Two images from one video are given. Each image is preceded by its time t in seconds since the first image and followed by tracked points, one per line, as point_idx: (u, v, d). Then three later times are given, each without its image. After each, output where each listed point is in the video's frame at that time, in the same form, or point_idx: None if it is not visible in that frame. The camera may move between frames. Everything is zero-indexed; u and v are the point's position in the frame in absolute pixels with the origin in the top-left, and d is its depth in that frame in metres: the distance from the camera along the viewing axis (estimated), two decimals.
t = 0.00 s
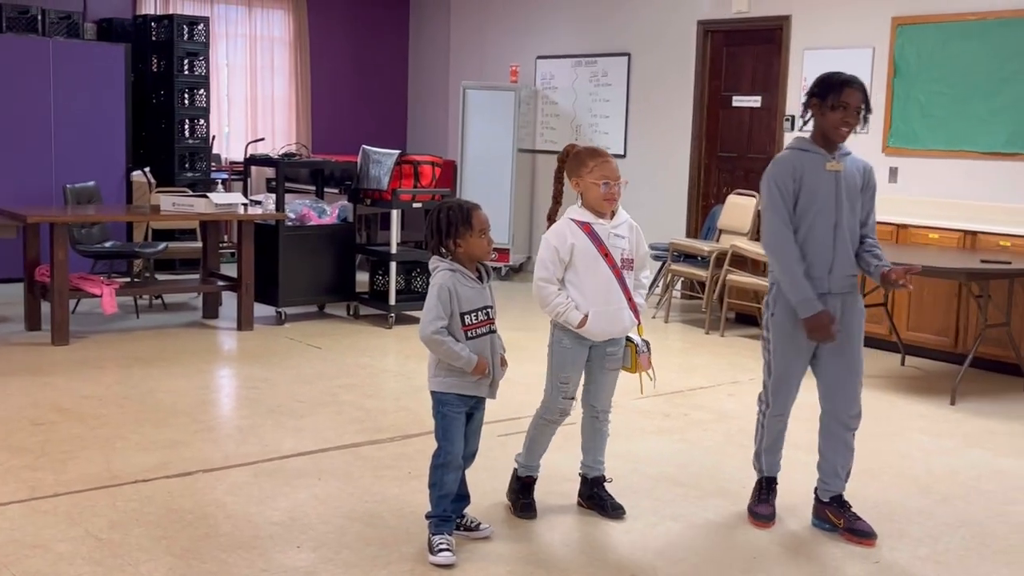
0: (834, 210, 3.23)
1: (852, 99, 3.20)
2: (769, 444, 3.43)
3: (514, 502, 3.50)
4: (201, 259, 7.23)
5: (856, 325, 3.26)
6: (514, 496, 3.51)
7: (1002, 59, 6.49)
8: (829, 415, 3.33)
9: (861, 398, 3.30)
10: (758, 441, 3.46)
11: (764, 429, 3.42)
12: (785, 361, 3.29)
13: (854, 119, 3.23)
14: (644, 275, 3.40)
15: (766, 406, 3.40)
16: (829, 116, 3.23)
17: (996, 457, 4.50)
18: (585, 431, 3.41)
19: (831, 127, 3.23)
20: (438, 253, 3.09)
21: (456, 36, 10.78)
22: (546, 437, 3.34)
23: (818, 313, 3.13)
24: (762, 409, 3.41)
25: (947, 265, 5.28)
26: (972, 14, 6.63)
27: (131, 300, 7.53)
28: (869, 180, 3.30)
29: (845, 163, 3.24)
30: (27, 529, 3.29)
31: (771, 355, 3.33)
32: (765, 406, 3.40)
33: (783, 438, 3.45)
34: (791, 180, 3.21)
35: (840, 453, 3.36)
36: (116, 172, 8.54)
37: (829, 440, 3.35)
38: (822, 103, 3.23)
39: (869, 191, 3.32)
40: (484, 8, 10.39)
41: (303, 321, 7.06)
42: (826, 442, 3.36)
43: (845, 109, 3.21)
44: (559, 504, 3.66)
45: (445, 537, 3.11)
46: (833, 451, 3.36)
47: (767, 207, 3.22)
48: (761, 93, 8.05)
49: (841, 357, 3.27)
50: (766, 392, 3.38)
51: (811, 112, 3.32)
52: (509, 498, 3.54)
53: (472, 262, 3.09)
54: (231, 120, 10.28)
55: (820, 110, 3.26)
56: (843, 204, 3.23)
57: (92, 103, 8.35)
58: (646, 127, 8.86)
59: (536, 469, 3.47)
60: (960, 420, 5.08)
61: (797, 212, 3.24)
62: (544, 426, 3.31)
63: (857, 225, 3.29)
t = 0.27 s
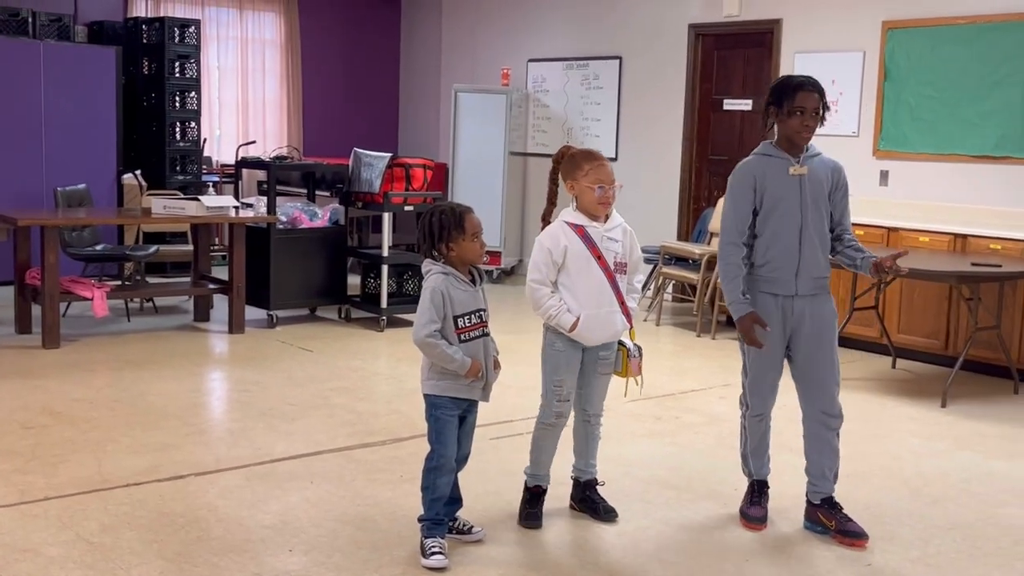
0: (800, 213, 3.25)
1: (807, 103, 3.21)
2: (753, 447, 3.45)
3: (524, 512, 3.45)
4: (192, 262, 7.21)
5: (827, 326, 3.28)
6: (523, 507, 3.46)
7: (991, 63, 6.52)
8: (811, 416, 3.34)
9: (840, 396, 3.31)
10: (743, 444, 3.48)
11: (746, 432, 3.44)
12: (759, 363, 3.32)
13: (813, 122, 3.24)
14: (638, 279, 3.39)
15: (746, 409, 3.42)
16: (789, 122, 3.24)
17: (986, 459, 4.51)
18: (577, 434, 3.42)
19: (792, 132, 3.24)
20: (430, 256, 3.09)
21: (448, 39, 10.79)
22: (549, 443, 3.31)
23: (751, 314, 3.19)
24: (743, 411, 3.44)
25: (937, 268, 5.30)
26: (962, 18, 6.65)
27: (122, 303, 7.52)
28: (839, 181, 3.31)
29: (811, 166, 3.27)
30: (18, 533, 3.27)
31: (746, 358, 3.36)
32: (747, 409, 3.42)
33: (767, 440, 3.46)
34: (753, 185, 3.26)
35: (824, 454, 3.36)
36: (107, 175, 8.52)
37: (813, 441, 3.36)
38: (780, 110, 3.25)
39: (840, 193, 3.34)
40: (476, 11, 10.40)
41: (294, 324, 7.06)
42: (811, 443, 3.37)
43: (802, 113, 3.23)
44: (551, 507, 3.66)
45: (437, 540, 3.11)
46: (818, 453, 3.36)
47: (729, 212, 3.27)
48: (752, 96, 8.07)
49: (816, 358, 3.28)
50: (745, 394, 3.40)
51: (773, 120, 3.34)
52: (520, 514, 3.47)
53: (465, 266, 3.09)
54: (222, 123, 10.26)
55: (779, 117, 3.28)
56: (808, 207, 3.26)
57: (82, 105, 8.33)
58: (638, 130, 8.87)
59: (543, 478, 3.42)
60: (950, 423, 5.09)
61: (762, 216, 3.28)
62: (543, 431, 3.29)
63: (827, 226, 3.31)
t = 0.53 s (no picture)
0: (783, 215, 3.26)
1: (781, 103, 3.22)
2: (745, 449, 3.45)
3: (517, 515, 3.45)
4: (186, 264, 7.20)
5: (814, 327, 3.28)
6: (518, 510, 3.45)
7: (985, 66, 6.54)
8: (799, 417, 3.34)
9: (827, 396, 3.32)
10: (736, 446, 3.49)
11: (737, 434, 3.44)
12: (747, 365, 3.33)
13: (790, 122, 3.24)
14: (625, 281, 3.41)
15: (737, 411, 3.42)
16: (765, 125, 3.25)
17: (980, 462, 4.52)
18: (569, 437, 3.42)
19: (770, 134, 3.24)
20: (425, 259, 3.09)
21: (442, 42, 10.79)
22: (539, 448, 3.33)
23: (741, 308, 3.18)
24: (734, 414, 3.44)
25: (931, 270, 5.32)
26: (955, 21, 6.67)
27: (116, 306, 7.51)
28: (824, 180, 3.31)
29: (793, 167, 3.27)
30: (11, 536, 3.27)
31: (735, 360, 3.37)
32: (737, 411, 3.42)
33: (760, 442, 3.46)
34: (736, 189, 3.28)
35: (814, 455, 3.36)
36: (101, 177, 8.51)
37: (802, 442, 3.36)
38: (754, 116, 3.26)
39: (826, 192, 3.33)
40: (470, 13, 10.40)
41: (289, 326, 7.05)
42: (800, 444, 3.37)
43: (779, 114, 3.22)
44: (546, 510, 3.66)
45: (431, 542, 3.10)
46: (808, 453, 3.36)
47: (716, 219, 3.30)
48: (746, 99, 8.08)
49: (803, 359, 3.29)
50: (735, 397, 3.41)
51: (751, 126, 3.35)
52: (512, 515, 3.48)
53: (460, 268, 3.09)
54: (217, 125, 10.25)
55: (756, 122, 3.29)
56: (791, 208, 3.27)
57: (77, 107, 8.32)
58: (632, 132, 8.88)
59: (536, 481, 3.42)
60: (944, 425, 5.10)
61: (747, 220, 3.29)
62: (534, 435, 3.30)
63: (813, 227, 3.30)
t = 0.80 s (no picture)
0: (780, 217, 3.26)
1: (776, 104, 3.25)
2: (743, 451, 3.45)
3: (514, 516, 3.44)
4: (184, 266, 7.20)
5: (811, 329, 3.28)
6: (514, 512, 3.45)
7: (981, 69, 6.55)
8: (797, 419, 3.35)
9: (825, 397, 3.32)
10: (734, 449, 3.48)
11: (736, 436, 3.44)
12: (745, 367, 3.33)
13: (785, 123, 3.27)
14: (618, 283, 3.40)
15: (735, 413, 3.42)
16: (761, 126, 3.28)
17: (977, 464, 4.52)
18: (564, 440, 3.42)
19: (765, 135, 3.27)
20: (423, 261, 3.09)
21: (440, 44, 10.79)
22: (532, 448, 3.33)
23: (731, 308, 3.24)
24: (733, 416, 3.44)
25: (928, 272, 5.32)
26: (953, 23, 6.68)
27: (114, 307, 7.50)
28: (820, 182, 3.31)
29: (789, 170, 3.27)
30: (8, 539, 3.26)
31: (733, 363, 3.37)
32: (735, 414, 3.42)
33: (757, 445, 3.46)
34: (733, 192, 3.28)
35: (813, 457, 3.36)
36: (99, 178, 8.50)
37: (800, 443, 3.36)
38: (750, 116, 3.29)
39: (823, 194, 3.33)
40: (468, 15, 10.41)
41: (287, 328, 7.05)
42: (799, 446, 3.37)
43: (773, 114, 3.26)
44: (544, 512, 3.66)
45: (429, 545, 3.11)
46: (806, 456, 3.36)
47: (713, 222, 3.31)
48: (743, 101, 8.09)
49: (801, 361, 3.29)
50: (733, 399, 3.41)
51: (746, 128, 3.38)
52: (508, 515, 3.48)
53: (458, 270, 3.09)
54: (215, 127, 10.25)
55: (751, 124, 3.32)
56: (788, 210, 3.26)
57: (75, 109, 8.31)
58: (630, 134, 8.89)
59: (532, 483, 3.42)
60: (942, 427, 5.10)
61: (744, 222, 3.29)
62: (528, 436, 3.30)
63: (810, 229, 3.31)
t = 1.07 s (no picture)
0: (792, 218, 3.26)
1: (788, 102, 3.25)
2: (747, 452, 3.45)
3: (516, 517, 3.45)
4: (186, 267, 7.20)
5: (821, 330, 3.29)
6: (517, 511, 3.45)
7: (984, 70, 6.55)
8: (802, 420, 3.35)
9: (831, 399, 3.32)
10: (738, 450, 3.49)
11: (741, 437, 3.45)
12: (754, 368, 3.33)
13: (798, 121, 3.26)
14: (617, 285, 3.38)
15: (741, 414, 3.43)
16: (773, 124, 3.27)
17: (980, 465, 4.52)
18: (566, 441, 3.42)
19: (778, 133, 3.27)
20: (425, 262, 3.09)
21: (442, 45, 10.80)
22: (534, 449, 3.33)
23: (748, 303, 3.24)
24: (739, 418, 3.44)
25: (930, 273, 5.32)
26: (955, 24, 6.69)
27: (116, 308, 7.51)
28: (830, 183, 3.31)
29: (800, 171, 3.27)
30: (11, 539, 3.27)
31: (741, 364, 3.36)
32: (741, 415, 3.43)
33: (762, 446, 3.46)
34: (745, 193, 3.28)
35: (817, 458, 3.36)
36: (101, 179, 8.51)
37: (805, 445, 3.36)
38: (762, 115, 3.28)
39: (833, 196, 3.33)
40: (470, 16, 10.41)
41: (289, 328, 7.05)
42: (804, 447, 3.37)
43: (786, 112, 3.26)
44: (546, 513, 3.66)
45: (432, 545, 3.11)
46: (810, 457, 3.37)
47: (725, 223, 3.30)
48: (746, 102, 8.09)
49: (809, 362, 3.30)
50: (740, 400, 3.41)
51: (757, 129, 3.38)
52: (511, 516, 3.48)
53: (461, 271, 3.09)
54: (217, 127, 10.26)
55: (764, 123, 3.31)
56: (800, 212, 3.26)
57: (77, 110, 8.32)
58: (632, 135, 8.89)
59: (535, 483, 3.42)
60: (944, 428, 5.10)
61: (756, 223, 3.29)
62: (529, 436, 3.31)
63: (822, 231, 3.30)
